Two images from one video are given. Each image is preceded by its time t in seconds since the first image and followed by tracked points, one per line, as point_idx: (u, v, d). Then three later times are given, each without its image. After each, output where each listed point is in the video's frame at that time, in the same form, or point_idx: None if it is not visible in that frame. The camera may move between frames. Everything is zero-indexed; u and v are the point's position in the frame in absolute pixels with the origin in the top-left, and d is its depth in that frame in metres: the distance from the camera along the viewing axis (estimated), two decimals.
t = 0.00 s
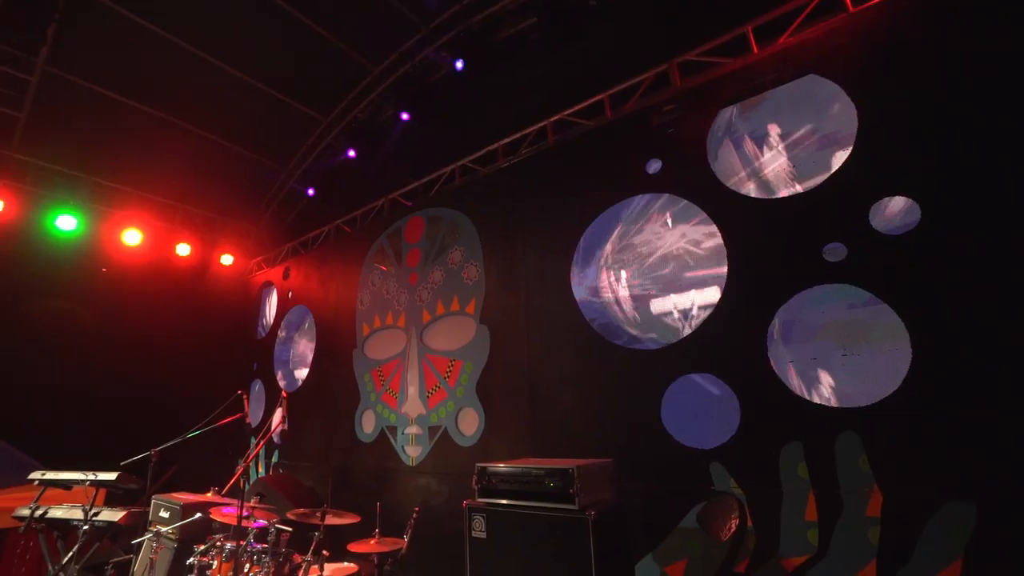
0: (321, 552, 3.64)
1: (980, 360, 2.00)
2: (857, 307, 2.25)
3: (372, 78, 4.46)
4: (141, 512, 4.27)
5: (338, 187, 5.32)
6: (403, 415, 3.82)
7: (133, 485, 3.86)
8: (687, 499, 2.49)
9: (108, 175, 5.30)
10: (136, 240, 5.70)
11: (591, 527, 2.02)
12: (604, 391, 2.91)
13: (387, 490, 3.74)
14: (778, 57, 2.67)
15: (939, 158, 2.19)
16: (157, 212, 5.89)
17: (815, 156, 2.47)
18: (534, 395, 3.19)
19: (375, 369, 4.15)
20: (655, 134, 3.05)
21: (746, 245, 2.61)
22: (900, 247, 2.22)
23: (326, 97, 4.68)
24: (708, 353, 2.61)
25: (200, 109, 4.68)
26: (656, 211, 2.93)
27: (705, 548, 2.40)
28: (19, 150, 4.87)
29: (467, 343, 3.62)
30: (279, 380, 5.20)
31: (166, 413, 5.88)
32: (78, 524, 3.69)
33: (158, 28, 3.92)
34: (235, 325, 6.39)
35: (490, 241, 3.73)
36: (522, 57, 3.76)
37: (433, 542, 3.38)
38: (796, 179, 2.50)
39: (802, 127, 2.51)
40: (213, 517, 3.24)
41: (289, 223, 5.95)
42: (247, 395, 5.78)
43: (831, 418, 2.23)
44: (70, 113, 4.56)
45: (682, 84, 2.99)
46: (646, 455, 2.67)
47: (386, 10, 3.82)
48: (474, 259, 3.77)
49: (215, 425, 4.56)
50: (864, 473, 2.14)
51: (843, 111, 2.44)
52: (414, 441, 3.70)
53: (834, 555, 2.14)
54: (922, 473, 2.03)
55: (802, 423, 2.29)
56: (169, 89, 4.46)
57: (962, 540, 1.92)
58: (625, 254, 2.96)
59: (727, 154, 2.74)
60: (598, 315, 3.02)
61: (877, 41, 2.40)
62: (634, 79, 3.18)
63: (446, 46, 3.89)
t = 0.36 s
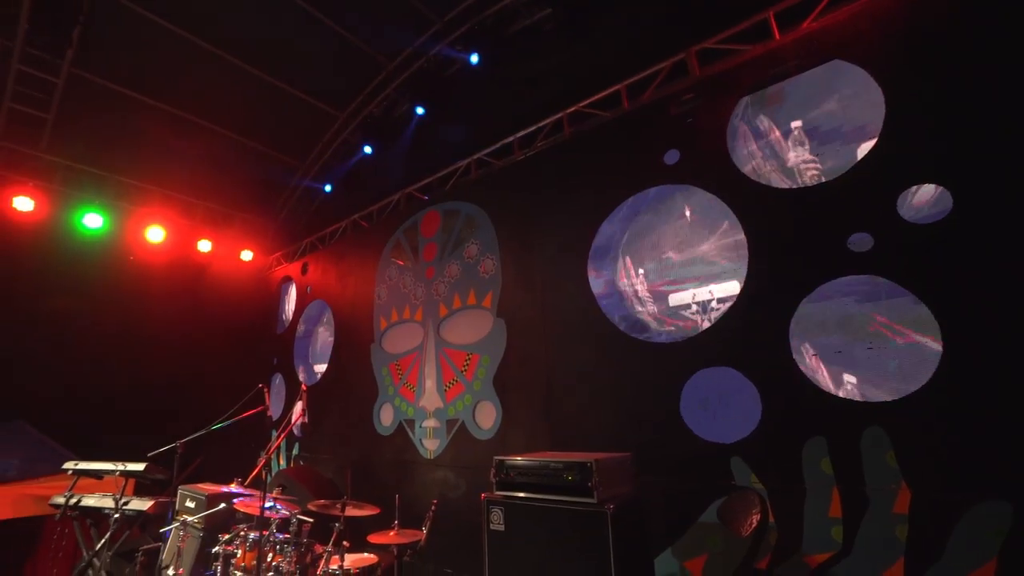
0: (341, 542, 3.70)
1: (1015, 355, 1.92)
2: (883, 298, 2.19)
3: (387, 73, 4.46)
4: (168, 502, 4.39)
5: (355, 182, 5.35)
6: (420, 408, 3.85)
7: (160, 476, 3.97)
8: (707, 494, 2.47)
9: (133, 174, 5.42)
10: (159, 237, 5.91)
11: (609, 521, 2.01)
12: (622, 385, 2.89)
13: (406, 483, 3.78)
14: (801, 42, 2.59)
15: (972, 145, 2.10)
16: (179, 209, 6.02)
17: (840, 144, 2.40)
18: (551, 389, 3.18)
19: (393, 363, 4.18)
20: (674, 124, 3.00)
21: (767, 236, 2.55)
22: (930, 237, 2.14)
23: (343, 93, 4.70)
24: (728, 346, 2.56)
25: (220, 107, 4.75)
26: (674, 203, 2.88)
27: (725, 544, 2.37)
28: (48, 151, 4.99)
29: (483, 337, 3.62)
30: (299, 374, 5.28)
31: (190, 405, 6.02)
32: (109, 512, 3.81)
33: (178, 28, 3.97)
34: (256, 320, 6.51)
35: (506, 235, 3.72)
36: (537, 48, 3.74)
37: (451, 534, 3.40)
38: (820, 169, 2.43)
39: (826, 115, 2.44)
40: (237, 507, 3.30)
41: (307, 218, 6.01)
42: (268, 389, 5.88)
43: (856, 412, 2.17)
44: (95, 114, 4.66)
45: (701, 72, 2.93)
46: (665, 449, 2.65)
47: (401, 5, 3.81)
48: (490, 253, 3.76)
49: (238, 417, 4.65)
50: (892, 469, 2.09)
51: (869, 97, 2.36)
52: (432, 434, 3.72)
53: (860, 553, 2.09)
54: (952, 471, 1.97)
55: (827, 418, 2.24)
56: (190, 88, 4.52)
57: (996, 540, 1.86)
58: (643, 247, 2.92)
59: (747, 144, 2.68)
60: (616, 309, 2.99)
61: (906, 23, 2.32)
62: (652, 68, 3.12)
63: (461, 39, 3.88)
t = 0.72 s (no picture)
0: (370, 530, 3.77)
1: None
2: (921, 283, 2.10)
3: (406, 66, 4.46)
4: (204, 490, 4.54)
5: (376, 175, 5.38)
6: (445, 399, 3.88)
7: (196, 465, 4.11)
8: (736, 485, 2.42)
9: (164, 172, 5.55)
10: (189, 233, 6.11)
11: (637, 511, 1.99)
12: (646, 375, 2.86)
13: (431, 472, 3.83)
14: (834, 17, 2.48)
15: (1020, 120, 1.99)
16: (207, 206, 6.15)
17: (876, 123, 2.30)
18: (575, 379, 3.17)
19: (417, 354, 4.22)
20: (698, 109, 2.92)
21: (798, 221, 2.46)
22: (974, 219, 2.04)
23: (363, 87, 4.73)
24: (757, 335, 2.50)
25: (245, 105, 4.82)
26: (699, 189, 2.81)
27: (756, 536, 2.33)
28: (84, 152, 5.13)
29: (507, 328, 3.62)
30: (325, 366, 5.37)
31: (222, 397, 6.20)
32: (150, 499, 3.97)
33: (203, 28, 4.04)
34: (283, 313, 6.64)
35: (527, 225, 3.69)
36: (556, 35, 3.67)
37: (477, 523, 3.44)
38: (855, 149, 2.34)
39: (860, 92, 2.34)
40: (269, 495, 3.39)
41: (330, 213, 6.09)
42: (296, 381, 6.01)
43: (895, 402, 2.10)
44: (127, 114, 4.77)
45: (726, 54, 2.84)
46: (692, 439, 2.61)
47: None
48: (512, 244, 3.75)
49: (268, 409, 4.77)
50: (933, 461, 2.01)
51: (907, 73, 2.25)
52: (457, 425, 3.75)
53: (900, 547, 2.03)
54: (998, 463, 1.89)
55: (862, 408, 2.17)
56: (216, 88, 4.61)
57: None
58: (667, 234, 2.87)
59: (776, 126, 2.60)
60: (640, 298, 2.95)
61: None
62: (675, 51, 3.04)
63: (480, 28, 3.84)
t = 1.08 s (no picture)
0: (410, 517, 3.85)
1: None
2: (986, 261, 1.96)
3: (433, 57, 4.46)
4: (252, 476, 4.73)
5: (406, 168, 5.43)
6: (480, 389, 3.91)
7: (243, 453, 4.28)
8: (782, 475, 2.35)
9: (204, 173, 5.74)
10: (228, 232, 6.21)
11: (681, 501, 1.95)
12: (685, 363, 2.79)
13: (468, 461, 3.87)
14: None
15: None
16: (245, 204, 6.35)
17: (933, 89, 2.15)
18: (611, 367, 3.13)
19: (451, 344, 4.25)
20: (735, 86, 2.80)
21: (846, 199, 2.34)
22: None
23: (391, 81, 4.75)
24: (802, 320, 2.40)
25: (278, 104, 4.93)
26: (736, 170, 2.71)
27: (803, 527, 2.26)
28: (130, 157, 5.36)
29: (539, 317, 3.60)
30: (362, 358, 5.49)
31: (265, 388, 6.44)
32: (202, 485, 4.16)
33: (237, 30, 4.13)
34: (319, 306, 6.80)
35: (559, 212, 3.64)
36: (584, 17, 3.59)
37: (515, 511, 3.46)
38: (909, 119, 2.20)
39: (914, 59, 2.20)
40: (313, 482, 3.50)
41: (362, 207, 6.18)
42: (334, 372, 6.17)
43: (956, 388, 1.98)
44: (167, 119, 4.96)
45: (764, 27, 2.71)
46: (734, 428, 2.54)
47: None
48: (544, 232, 3.71)
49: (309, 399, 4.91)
50: (1000, 452, 1.88)
51: (967, 33, 2.09)
52: (492, 414, 3.77)
53: (962, 542, 1.92)
54: None
55: (919, 395, 2.06)
56: (250, 88, 4.71)
57: None
58: (704, 218, 2.78)
59: (821, 100, 2.46)
60: (677, 284, 2.88)
61: None
62: (709, 27, 2.92)
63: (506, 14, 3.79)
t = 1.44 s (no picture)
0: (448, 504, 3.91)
1: None
2: None
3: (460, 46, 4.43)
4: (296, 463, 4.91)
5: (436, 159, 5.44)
6: (514, 377, 3.91)
7: (287, 441, 4.43)
8: (831, 465, 2.25)
9: (241, 172, 5.91)
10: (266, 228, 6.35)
11: (724, 490, 1.89)
12: (725, 350, 2.71)
13: (504, 449, 3.89)
14: None
15: None
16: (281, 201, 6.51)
17: (997, 51, 1.96)
18: (648, 355, 3.07)
19: (485, 334, 4.27)
20: (776, 61, 2.67)
21: (900, 174, 2.19)
22: None
23: (418, 72, 4.75)
24: (852, 303, 2.28)
25: (309, 101, 5.01)
26: (778, 149, 2.58)
27: (854, 519, 2.16)
28: (172, 159, 5.57)
29: (573, 305, 3.56)
30: (397, 348, 5.58)
31: (306, 379, 6.65)
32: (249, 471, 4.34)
33: (267, 29, 4.20)
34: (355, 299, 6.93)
35: (591, 199, 3.58)
36: None
37: (552, 499, 3.45)
38: (970, 86, 2.03)
39: (975, 19, 2.02)
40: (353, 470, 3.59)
41: (394, 199, 6.24)
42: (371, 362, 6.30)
43: None
44: (205, 120, 5.11)
45: None
46: (779, 416, 2.45)
47: None
48: (576, 219, 3.66)
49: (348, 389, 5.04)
50: None
51: None
52: (527, 402, 3.77)
53: None
54: None
55: (984, 381, 1.92)
56: (282, 86, 4.80)
57: None
58: (744, 200, 2.68)
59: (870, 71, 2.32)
60: (716, 269, 2.79)
61: None
62: None
63: None
